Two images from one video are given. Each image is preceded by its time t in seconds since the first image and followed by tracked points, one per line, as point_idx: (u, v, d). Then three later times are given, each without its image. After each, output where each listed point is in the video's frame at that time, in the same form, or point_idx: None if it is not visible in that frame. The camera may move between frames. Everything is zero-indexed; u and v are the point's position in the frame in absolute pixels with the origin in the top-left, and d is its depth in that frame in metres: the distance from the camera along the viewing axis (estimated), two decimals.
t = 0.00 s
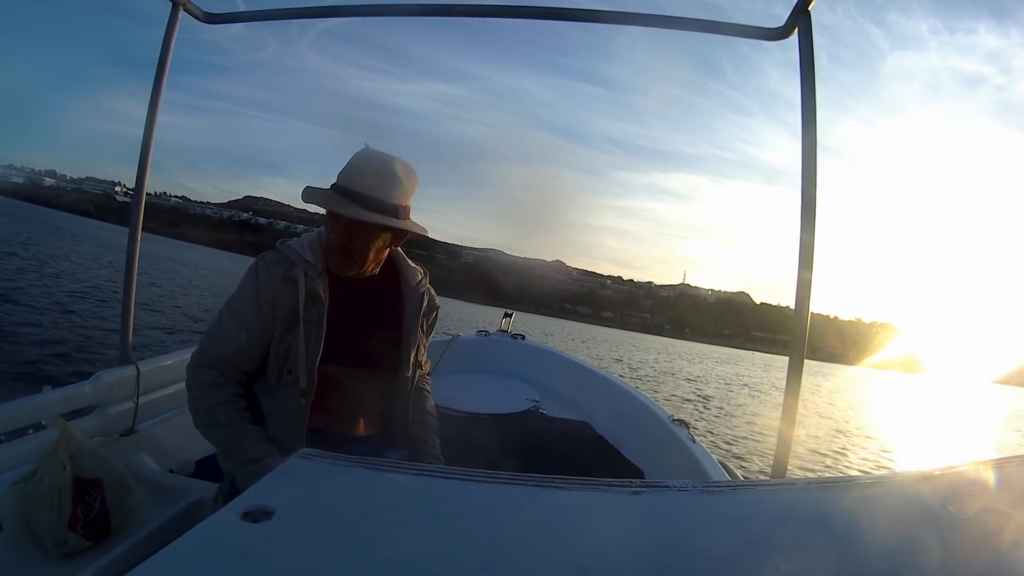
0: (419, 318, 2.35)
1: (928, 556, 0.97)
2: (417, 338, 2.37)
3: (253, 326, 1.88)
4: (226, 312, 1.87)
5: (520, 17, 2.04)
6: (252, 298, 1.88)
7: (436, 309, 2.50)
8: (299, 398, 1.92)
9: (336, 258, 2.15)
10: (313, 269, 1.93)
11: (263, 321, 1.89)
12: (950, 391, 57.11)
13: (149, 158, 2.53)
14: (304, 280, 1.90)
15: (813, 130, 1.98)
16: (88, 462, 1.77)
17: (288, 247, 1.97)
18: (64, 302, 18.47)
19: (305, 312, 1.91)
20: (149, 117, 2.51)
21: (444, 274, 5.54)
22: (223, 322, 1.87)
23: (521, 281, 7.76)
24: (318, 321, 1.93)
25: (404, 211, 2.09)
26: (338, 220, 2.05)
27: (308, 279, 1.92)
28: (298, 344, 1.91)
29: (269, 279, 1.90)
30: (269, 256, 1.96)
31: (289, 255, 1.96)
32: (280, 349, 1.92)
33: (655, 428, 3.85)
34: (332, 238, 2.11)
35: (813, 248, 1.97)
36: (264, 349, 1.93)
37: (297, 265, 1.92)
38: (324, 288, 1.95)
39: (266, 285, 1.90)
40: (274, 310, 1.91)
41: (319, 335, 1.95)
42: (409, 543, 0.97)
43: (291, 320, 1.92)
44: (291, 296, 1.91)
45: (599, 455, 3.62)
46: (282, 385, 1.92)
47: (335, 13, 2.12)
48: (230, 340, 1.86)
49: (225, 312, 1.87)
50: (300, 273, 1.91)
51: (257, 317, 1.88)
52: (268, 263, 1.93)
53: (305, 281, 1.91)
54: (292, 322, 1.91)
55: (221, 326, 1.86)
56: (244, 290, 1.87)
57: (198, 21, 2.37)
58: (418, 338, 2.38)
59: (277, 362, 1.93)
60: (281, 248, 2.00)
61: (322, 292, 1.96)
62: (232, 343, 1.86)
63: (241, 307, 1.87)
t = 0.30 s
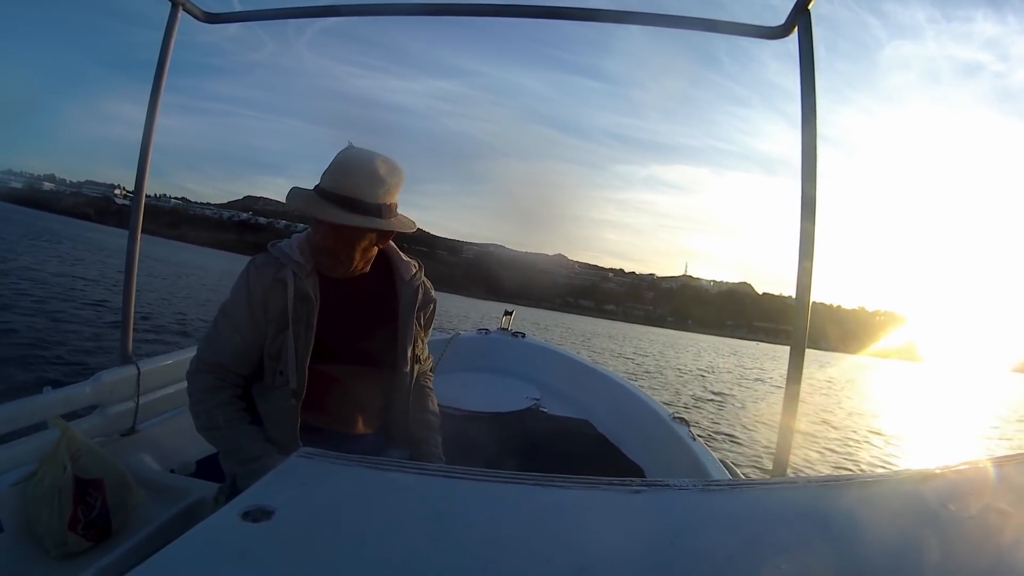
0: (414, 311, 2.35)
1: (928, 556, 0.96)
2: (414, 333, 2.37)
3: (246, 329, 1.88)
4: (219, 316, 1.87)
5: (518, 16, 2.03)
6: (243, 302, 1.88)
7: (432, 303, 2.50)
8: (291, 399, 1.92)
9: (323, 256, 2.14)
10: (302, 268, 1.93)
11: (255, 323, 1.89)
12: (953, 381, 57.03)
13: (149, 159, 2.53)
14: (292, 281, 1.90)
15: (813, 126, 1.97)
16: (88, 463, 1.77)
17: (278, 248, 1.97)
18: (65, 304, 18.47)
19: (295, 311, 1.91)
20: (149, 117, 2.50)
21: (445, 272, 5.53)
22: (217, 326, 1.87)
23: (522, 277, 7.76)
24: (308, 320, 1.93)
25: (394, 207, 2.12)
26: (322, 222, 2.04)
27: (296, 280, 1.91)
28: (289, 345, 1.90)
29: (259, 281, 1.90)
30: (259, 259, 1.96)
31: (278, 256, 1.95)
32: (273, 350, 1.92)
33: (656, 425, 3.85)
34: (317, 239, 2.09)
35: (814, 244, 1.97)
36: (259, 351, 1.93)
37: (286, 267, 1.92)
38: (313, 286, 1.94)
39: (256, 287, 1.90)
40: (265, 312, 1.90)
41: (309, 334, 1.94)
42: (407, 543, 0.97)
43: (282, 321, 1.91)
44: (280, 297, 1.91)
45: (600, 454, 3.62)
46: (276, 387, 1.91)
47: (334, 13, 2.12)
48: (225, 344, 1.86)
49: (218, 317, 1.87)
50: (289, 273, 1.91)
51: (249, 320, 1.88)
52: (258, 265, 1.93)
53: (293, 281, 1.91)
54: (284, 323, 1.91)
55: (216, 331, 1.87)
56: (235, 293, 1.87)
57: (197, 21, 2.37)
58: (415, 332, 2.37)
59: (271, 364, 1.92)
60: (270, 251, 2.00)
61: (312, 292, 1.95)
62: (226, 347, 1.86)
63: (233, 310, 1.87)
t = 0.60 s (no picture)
0: (415, 313, 2.35)
1: (930, 555, 0.96)
2: (415, 335, 2.37)
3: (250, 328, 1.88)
4: (223, 314, 1.88)
5: (517, 16, 2.03)
6: (247, 300, 1.88)
7: (434, 304, 2.50)
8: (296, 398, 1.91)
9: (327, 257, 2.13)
10: (306, 268, 1.93)
11: (260, 322, 1.89)
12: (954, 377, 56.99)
13: (149, 160, 2.52)
14: (295, 280, 1.90)
15: (813, 125, 1.97)
16: (89, 463, 1.77)
17: (281, 247, 1.96)
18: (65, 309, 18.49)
19: (299, 310, 1.90)
20: (148, 118, 2.50)
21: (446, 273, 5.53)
22: (222, 325, 1.87)
23: (522, 277, 7.76)
24: (312, 319, 1.93)
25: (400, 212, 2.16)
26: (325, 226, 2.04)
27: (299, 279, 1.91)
28: (294, 343, 1.89)
29: (263, 280, 1.90)
30: (263, 258, 1.96)
31: (282, 256, 1.95)
32: (277, 349, 1.92)
33: (657, 424, 3.85)
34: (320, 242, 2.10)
35: (814, 242, 1.96)
36: (263, 349, 1.93)
37: (290, 266, 1.92)
38: (318, 286, 1.94)
39: (261, 286, 1.90)
40: (269, 311, 1.90)
41: (313, 333, 1.93)
42: (408, 543, 0.96)
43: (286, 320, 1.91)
44: (284, 297, 1.91)
45: (601, 453, 3.61)
46: (281, 385, 1.91)
47: (334, 13, 2.11)
48: (229, 342, 1.86)
49: (223, 315, 1.88)
50: (293, 272, 1.91)
51: (254, 319, 1.88)
52: (262, 265, 1.93)
53: (297, 281, 1.90)
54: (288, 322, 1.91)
55: (221, 329, 1.87)
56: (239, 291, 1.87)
57: (197, 21, 2.37)
58: (416, 334, 2.37)
59: (275, 363, 1.92)
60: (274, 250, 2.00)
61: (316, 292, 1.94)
62: (230, 345, 1.86)
63: (237, 308, 1.87)
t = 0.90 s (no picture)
0: (421, 318, 2.35)
1: (930, 555, 0.96)
2: (420, 339, 2.37)
3: (258, 328, 1.88)
4: (231, 313, 1.88)
5: (518, 17, 2.03)
6: (256, 301, 1.88)
7: (440, 308, 2.49)
8: (303, 401, 1.92)
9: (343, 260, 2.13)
10: (317, 271, 1.93)
11: (268, 323, 1.90)
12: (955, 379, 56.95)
13: (149, 161, 2.53)
14: (307, 284, 1.91)
15: (813, 126, 1.97)
16: (89, 463, 1.77)
17: (291, 248, 1.96)
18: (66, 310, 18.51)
19: (310, 314, 1.91)
20: (149, 119, 2.51)
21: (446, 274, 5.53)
22: (229, 324, 1.87)
23: (523, 279, 7.76)
24: (323, 323, 1.93)
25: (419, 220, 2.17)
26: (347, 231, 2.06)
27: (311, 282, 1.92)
28: (303, 347, 1.90)
29: (274, 282, 1.90)
30: (274, 258, 1.96)
31: (293, 257, 1.95)
32: (285, 352, 1.92)
33: (657, 425, 3.85)
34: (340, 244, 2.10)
35: (814, 243, 1.97)
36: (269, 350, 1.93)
37: (302, 269, 1.92)
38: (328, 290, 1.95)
39: (271, 288, 1.90)
40: (279, 313, 1.91)
41: (324, 337, 1.94)
42: (408, 543, 0.96)
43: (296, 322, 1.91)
44: (295, 299, 1.91)
45: (601, 454, 3.61)
46: (287, 388, 1.92)
47: (335, 14, 2.12)
48: (235, 342, 1.86)
49: (230, 314, 1.88)
50: (305, 276, 1.91)
51: (262, 320, 1.88)
52: (273, 266, 1.93)
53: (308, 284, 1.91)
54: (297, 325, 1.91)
55: (228, 328, 1.87)
56: (248, 291, 1.87)
57: (198, 21, 2.37)
58: (421, 340, 2.37)
59: (281, 364, 1.92)
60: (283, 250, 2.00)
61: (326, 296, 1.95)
62: (237, 345, 1.86)
63: (245, 308, 1.87)
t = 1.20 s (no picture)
0: (417, 322, 2.38)
1: (929, 556, 0.96)
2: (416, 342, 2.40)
3: (258, 330, 1.88)
4: (230, 314, 1.87)
5: (519, 18, 2.04)
6: (257, 302, 1.88)
7: (433, 309, 2.52)
8: (304, 405, 1.92)
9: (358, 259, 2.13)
10: (320, 274, 1.93)
11: (268, 325, 1.89)
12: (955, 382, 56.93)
13: (149, 161, 2.53)
14: (308, 286, 1.91)
15: (813, 128, 1.97)
16: (89, 462, 1.77)
17: (293, 249, 1.96)
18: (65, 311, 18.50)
19: (312, 317, 1.91)
20: (149, 120, 2.51)
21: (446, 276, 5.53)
22: (228, 325, 1.87)
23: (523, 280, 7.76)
24: (325, 327, 1.93)
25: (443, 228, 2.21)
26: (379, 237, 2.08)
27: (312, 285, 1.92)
28: (305, 351, 1.90)
29: (276, 284, 1.90)
30: (275, 259, 1.96)
31: (295, 258, 1.95)
32: (286, 354, 1.92)
33: (656, 426, 3.85)
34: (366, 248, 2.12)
35: (814, 244, 1.97)
36: (268, 352, 1.93)
37: (304, 272, 1.92)
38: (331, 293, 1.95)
39: (272, 290, 1.90)
40: (280, 315, 1.90)
41: (326, 340, 1.94)
42: (409, 543, 0.97)
43: (297, 325, 1.91)
44: (297, 302, 1.91)
45: (601, 455, 3.61)
46: (287, 391, 1.91)
47: (336, 14, 2.12)
48: (234, 343, 1.86)
49: (229, 315, 1.87)
50: (307, 278, 1.91)
51: (262, 322, 1.88)
52: (274, 267, 1.93)
53: (309, 287, 1.91)
54: (298, 328, 1.91)
55: (227, 330, 1.87)
56: (248, 292, 1.87)
57: (198, 21, 2.37)
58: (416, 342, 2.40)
59: (281, 367, 1.92)
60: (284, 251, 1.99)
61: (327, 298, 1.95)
62: (235, 347, 1.86)
63: (245, 309, 1.87)
